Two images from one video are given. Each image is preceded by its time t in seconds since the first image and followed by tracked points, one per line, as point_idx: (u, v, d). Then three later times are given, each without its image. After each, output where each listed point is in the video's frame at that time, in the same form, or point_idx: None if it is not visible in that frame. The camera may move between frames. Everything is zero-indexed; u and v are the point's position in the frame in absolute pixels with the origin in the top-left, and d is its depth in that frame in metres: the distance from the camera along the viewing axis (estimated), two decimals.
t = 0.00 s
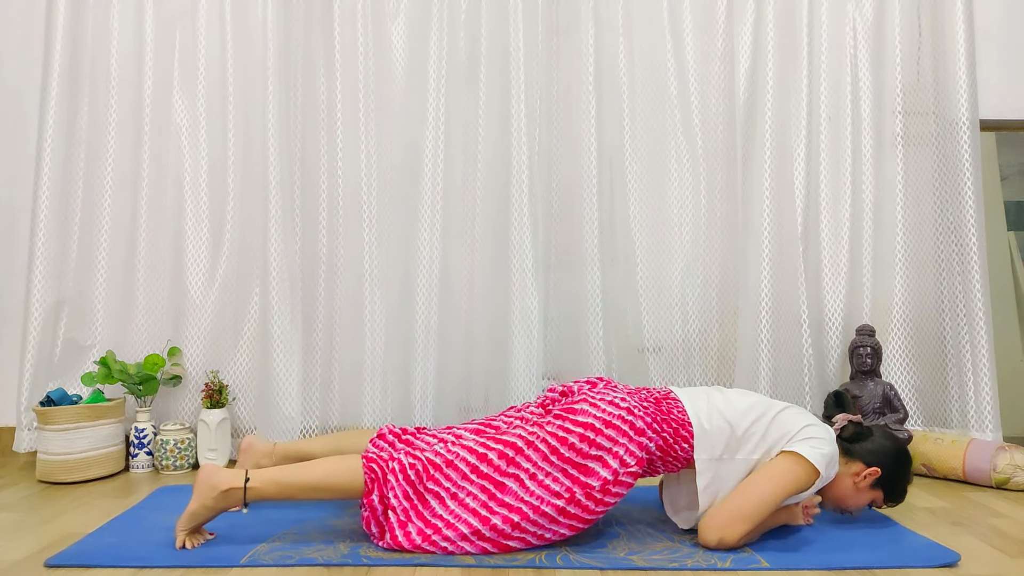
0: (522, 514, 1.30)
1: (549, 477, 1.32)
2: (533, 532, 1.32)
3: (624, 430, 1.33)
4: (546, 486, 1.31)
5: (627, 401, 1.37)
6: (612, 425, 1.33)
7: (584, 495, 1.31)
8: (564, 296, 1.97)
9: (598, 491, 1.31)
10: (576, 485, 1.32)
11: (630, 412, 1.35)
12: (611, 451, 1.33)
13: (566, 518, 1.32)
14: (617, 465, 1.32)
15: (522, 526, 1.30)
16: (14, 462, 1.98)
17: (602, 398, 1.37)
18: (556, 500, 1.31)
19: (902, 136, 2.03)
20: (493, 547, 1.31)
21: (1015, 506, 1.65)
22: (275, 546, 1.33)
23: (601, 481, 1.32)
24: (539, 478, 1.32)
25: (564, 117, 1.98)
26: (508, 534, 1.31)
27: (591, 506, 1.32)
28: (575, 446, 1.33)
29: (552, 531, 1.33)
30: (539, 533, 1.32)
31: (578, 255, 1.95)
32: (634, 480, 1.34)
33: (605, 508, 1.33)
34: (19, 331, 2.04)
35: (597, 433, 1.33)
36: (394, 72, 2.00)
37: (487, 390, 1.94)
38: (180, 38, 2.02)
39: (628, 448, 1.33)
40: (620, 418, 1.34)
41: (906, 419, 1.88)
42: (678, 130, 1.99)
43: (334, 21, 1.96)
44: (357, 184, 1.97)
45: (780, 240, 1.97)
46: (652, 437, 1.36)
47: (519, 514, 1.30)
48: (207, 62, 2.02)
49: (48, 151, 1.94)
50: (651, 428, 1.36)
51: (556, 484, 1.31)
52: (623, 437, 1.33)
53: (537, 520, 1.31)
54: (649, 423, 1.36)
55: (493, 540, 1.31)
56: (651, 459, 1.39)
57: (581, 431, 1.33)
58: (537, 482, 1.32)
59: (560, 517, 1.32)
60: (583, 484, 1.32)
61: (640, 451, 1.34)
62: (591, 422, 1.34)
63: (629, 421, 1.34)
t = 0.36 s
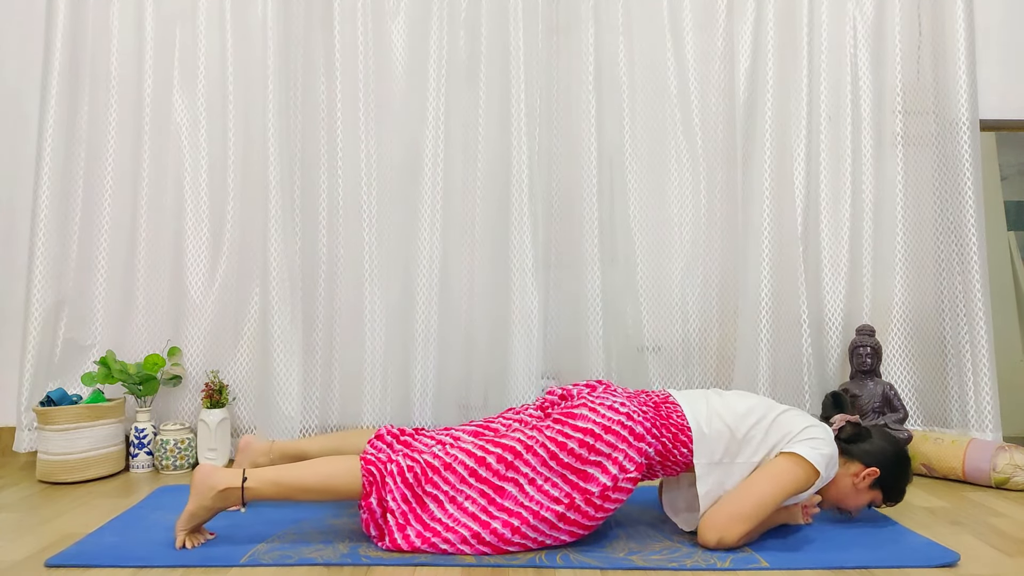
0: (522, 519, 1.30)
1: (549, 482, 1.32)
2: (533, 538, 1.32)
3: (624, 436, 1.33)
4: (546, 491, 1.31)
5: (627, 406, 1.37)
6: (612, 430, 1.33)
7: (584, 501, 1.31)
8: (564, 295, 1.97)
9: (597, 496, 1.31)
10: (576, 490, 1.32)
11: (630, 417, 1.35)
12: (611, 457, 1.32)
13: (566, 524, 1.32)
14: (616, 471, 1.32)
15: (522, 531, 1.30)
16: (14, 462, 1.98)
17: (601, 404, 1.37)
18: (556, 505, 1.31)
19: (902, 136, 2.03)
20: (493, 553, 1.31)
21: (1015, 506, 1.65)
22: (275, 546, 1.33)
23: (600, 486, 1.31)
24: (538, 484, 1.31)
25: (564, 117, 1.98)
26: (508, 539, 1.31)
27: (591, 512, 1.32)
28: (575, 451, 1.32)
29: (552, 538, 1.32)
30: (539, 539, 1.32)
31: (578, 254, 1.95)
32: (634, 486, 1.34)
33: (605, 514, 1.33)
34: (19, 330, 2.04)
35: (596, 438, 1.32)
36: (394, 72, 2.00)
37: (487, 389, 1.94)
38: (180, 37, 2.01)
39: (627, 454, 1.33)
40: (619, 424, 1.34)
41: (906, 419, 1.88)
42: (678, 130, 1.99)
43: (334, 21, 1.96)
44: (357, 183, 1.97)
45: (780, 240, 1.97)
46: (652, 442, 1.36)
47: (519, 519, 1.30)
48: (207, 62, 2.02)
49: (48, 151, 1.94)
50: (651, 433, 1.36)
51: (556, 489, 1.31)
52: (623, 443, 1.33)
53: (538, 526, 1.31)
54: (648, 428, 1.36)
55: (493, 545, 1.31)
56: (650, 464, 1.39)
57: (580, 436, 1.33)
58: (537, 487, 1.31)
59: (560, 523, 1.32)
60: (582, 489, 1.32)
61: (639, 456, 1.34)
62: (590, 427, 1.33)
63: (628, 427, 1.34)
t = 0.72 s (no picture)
0: (517, 503, 1.34)
1: (541, 467, 1.34)
2: (529, 522, 1.34)
3: (615, 418, 1.34)
4: (539, 475, 1.34)
5: (619, 389, 1.39)
6: (604, 413, 1.34)
7: (576, 484, 1.34)
8: (564, 295, 1.96)
9: (589, 479, 1.33)
10: (568, 474, 1.34)
11: (621, 399, 1.36)
12: (603, 439, 1.34)
13: (560, 507, 1.34)
14: (608, 453, 1.33)
15: (517, 515, 1.34)
16: (14, 463, 1.98)
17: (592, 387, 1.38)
18: (549, 488, 1.34)
19: (902, 136, 2.03)
20: (491, 539, 1.33)
21: (1015, 505, 1.65)
22: (275, 546, 1.33)
23: (592, 469, 1.33)
24: (531, 468, 1.34)
25: (564, 116, 1.98)
26: (504, 524, 1.34)
27: (584, 494, 1.33)
28: (566, 435, 1.33)
29: (548, 522, 1.34)
30: (534, 523, 1.34)
31: (578, 254, 1.95)
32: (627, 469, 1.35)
33: (599, 498, 1.34)
34: (19, 330, 2.04)
35: (588, 421, 1.34)
36: (394, 71, 1.99)
37: (488, 390, 1.94)
38: (180, 37, 2.01)
39: (618, 436, 1.34)
40: (611, 406, 1.35)
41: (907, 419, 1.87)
42: (678, 130, 1.99)
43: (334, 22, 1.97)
44: (356, 183, 1.96)
45: (780, 240, 1.97)
46: (643, 425, 1.38)
47: (514, 504, 1.34)
48: (207, 61, 2.01)
49: (48, 151, 1.94)
50: (642, 415, 1.38)
51: (548, 473, 1.34)
52: (614, 426, 1.34)
53: (533, 509, 1.34)
54: (640, 411, 1.38)
55: (491, 532, 1.33)
56: (642, 447, 1.41)
57: (571, 420, 1.34)
58: (530, 472, 1.34)
59: (555, 506, 1.34)
60: (574, 472, 1.34)
61: (631, 438, 1.35)
62: (581, 410, 1.35)
63: (620, 409, 1.35)
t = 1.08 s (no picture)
0: (500, 468, 1.36)
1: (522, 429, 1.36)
2: (514, 483, 1.36)
3: (593, 377, 1.37)
4: (520, 437, 1.36)
5: (598, 349, 1.41)
6: (582, 372, 1.37)
7: (556, 443, 1.36)
8: (564, 295, 1.96)
9: (569, 437, 1.35)
10: (548, 434, 1.36)
11: (599, 359, 1.39)
12: (581, 398, 1.36)
13: (542, 466, 1.36)
14: (587, 411, 1.35)
15: (502, 479, 1.36)
16: (14, 463, 1.98)
17: (569, 348, 1.40)
18: (530, 449, 1.36)
19: (902, 136, 2.03)
20: (479, 506, 1.35)
21: (1015, 506, 1.64)
22: (275, 546, 1.33)
23: (572, 427, 1.35)
24: (512, 431, 1.35)
25: (564, 114, 1.98)
26: (490, 490, 1.36)
27: (565, 453, 1.35)
28: (545, 396, 1.35)
29: (532, 483, 1.36)
30: (519, 485, 1.36)
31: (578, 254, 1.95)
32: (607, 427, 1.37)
33: (580, 457, 1.35)
34: (19, 331, 2.04)
35: (566, 380, 1.36)
36: (394, 70, 1.99)
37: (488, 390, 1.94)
38: (180, 36, 2.01)
39: (597, 394, 1.36)
40: (589, 365, 1.38)
41: (906, 419, 1.87)
42: (678, 128, 1.99)
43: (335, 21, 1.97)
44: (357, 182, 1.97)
45: (780, 240, 1.97)
46: (622, 384, 1.40)
47: (497, 469, 1.36)
48: (207, 60, 2.01)
49: (48, 151, 1.95)
50: (621, 375, 1.40)
51: (529, 434, 1.36)
52: (593, 384, 1.36)
53: (516, 470, 1.36)
54: (618, 370, 1.40)
55: (478, 499, 1.36)
56: (621, 410, 1.43)
57: (549, 380, 1.36)
58: (511, 435, 1.36)
59: (537, 465, 1.36)
60: (555, 432, 1.36)
61: (609, 396, 1.37)
62: (559, 370, 1.37)
63: (598, 368, 1.37)
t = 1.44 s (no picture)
0: (478, 422, 1.37)
1: (496, 380, 1.37)
2: (491, 435, 1.37)
3: (564, 325, 1.39)
4: (493, 388, 1.37)
5: (570, 300, 1.44)
6: (552, 320, 1.39)
7: (529, 391, 1.37)
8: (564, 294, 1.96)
9: (541, 385, 1.37)
10: (521, 383, 1.38)
11: (571, 309, 1.42)
12: (552, 346, 1.38)
13: (516, 415, 1.37)
14: (558, 358, 1.37)
15: (481, 432, 1.37)
16: (14, 463, 1.98)
17: (540, 299, 1.43)
18: (505, 400, 1.38)
19: (902, 136, 2.03)
20: (460, 462, 1.37)
21: (1015, 506, 1.64)
22: (275, 546, 1.33)
23: (543, 375, 1.37)
24: (486, 385, 1.36)
25: (564, 108, 1.97)
26: (470, 444, 1.38)
27: (537, 401, 1.37)
28: (516, 345, 1.37)
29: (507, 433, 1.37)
30: (495, 437, 1.37)
31: (578, 254, 1.95)
32: (578, 375, 1.39)
33: (552, 404, 1.37)
34: (19, 330, 2.04)
35: (537, 329, 1.38)
36: (394, 68, 1.99)
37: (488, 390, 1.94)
38: (180, 35, 2.01)
39: (568, 341, 1.38)
40: (560, 314, 1.40)
41: (906, 419, 1.88)
42: (678, 125, 1.99)
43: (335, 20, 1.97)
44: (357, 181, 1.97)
45: (780, 240, 1.97)
46: (592, 334, 1.42)
47: (475, 423, 1.37)
48: (207, 58, 2.01)
49: (48, 145, 1.94)
50: (591, 325, 1.42)
51: (503, 385, 1.37)
52: (564, 332, 1.39)
53: (492, 422, 1.38)
54: (590, 320, 1.42)
55: (460, 455, 1.37)
56: (590, 363, 1.45)
57: (520, 330, 1.38)
58: (486, 388, 1.37)
59: (511, 415, 1.37)
60: (527, 380, 1.37)
61: (580, 344, 1.39)
62: (530, 320, 1.39)
63: (569, 316, 1.40)
